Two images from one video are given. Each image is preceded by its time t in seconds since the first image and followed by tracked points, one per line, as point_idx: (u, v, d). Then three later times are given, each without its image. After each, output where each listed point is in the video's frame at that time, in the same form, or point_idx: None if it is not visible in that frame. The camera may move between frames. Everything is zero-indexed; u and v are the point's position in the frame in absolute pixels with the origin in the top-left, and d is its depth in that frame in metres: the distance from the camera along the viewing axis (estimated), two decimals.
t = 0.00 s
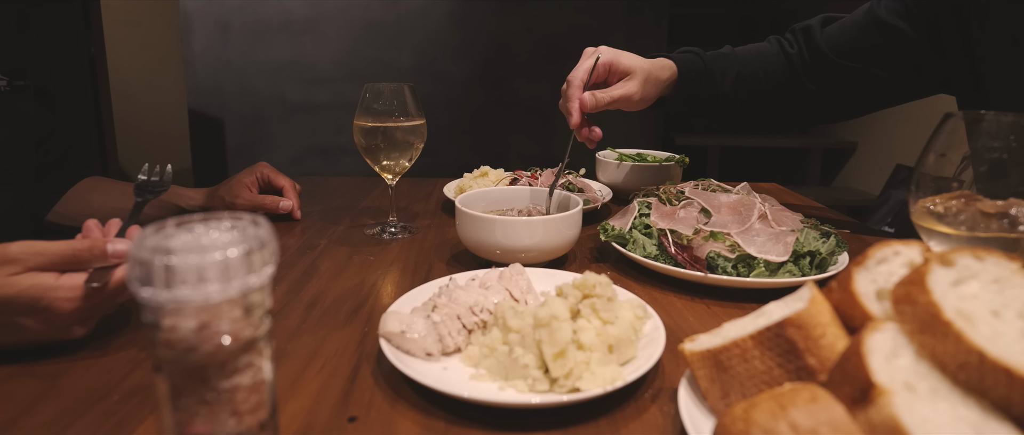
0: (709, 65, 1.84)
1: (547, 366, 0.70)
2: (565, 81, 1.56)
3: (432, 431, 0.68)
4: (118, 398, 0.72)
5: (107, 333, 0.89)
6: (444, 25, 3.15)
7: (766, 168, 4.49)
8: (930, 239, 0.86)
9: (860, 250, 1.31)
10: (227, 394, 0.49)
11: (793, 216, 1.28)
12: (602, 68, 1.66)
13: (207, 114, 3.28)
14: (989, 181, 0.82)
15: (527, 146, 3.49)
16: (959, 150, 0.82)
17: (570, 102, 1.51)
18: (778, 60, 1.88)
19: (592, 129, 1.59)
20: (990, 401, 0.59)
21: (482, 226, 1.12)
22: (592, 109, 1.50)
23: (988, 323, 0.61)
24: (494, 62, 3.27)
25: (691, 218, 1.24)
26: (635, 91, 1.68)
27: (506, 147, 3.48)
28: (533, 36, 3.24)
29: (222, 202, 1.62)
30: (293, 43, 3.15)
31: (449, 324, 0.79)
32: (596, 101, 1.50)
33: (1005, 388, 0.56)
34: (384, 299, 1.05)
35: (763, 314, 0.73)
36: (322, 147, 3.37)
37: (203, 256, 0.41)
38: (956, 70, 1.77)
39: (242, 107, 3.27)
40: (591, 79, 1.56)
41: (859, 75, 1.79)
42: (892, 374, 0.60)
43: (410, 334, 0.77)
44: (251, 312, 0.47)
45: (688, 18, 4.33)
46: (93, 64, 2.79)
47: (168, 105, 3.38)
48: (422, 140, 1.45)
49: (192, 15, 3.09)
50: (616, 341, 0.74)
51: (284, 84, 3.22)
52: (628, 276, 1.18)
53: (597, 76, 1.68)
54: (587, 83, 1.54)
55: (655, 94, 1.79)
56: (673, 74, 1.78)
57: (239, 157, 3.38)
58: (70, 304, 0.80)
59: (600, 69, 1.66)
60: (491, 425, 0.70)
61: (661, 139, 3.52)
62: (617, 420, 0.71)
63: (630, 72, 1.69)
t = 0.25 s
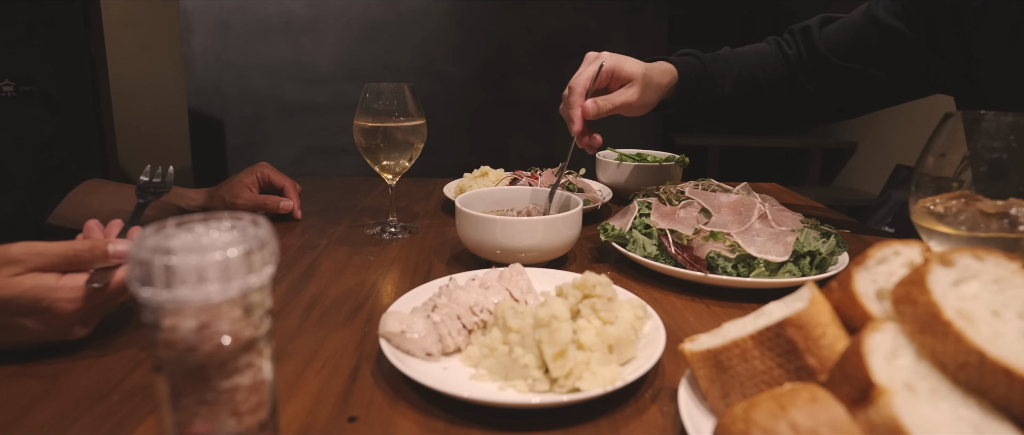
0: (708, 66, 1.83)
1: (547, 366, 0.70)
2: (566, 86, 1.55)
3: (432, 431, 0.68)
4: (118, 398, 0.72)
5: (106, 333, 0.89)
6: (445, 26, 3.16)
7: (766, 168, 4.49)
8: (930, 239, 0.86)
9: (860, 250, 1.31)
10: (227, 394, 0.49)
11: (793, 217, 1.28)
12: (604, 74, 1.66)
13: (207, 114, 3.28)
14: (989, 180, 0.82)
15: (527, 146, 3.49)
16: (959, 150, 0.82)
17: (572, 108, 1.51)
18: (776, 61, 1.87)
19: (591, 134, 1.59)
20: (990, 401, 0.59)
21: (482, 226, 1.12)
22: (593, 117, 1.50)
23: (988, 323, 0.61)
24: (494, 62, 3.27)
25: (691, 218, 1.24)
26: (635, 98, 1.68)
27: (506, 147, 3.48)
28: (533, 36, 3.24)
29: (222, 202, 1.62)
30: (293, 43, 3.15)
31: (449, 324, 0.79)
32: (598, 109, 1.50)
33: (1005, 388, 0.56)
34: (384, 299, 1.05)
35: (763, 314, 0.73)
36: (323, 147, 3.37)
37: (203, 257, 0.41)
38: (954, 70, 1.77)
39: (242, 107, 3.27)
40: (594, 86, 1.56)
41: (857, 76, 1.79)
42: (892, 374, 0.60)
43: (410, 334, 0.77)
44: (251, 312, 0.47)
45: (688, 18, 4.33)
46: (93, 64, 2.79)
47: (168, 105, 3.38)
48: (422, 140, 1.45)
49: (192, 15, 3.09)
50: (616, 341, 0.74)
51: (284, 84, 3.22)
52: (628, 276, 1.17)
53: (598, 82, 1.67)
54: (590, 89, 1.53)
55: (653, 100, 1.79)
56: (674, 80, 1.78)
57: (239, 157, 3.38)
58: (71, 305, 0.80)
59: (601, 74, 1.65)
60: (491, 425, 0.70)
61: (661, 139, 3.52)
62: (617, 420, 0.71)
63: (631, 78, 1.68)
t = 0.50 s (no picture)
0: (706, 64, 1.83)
1: (547, 366, 0.70)
2: (563, 72, 1.55)
3: (432, 432, 0.68)
4: (118, 398, 0.72)
5: (106, 333, 0.89)
6: (445, 26, 3.16)
7: (766, 168, 4.49)
8: (930, 239, 0.86)
9: (860, 250, 1.31)
10: (228, 394, 0.49)
11: (793, 216, 1.28)
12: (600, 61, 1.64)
13: (207, 114, 3.28)
14: (989, 180, 0.82)
15: (527, 146, 3.49)
16: (959, 150, 0.82)
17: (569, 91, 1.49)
18: (774, 60, 1.88)
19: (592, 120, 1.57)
20: (990, 402, 0.59)
21: (482, 225, 1.12)
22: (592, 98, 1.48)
23: (988, 323, 0.61)
24: (494, 63, 3.27)
25: (691, 218, 1.24)
26: (631, 84, 1.67)
27: (506, 147, 3.48)
28: (533, 37, 3.24)
29: (222, 202, 1.62)
30: (293, 43, 3.15)
31: (449, 324, 0.79)
32: (594, 92, 1.49)
33: (1005, 388, 0.56)
34: (384, 299, 1.05)
35: (763, 314, 0.73)
36: (323, 147, 3.37)
37: (203, 257, 0.41)
38: (952, 71, 1.76)
39: (242, 107, 3.27)
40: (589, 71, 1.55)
41: (854, 75, 1.79)
42: (892, 374, 0.60)
43: (410, 334, 0.77)
44: (251, 312, 0.47)
45: (688, 18, 4.33)
46: (94, 64, 2.79)
47: (168, 106, 3.38)
48: (422, 140, 1.45)
49: (192, 15, 3.09)
50: (616, 341, 0.74)
51: (284, 84, 3.22)
52: (628, 276, 1.18)
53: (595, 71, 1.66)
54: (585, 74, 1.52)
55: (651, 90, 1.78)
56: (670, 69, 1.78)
57: (239, 157, 3.38)
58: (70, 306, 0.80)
59: (598, 62, 1.64)
60: (491, 424, 0.70)
61: (661, 139, 3.52)
62: (617, 420, 0.71)
63: (628, 65, 1.68)
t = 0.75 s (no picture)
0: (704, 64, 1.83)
1: (547, 366, 0.70)
2: (564, 78, 1.55)
3: (432, 432, 0.68)
4: (118, 398, 0.72)
5: (106, 333, 0.89)
6: (445, 26, 3.16)
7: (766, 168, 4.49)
8: (930, 239, 0.86)
9: (860, 250, 1.32)
10: (227, 394, 0.49)
11: (792, 217, 1.28)
12: (601, 66, 1.64)
13: (207, 114, 3.28)
14: (989, 180, 0.82)
15: (527, 146, 3.49)
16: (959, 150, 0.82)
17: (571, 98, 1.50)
18: (772, 60, 1.88)
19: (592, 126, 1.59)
20: (990, 401, 0.59)
21: (482, 226, 1.12)
22: (595, 105, 1.49)
23: (988, 323, 0.61)
24: (494, 63, 3.27)
25: (691, 218, 1.24)
26: (631, 90, 1.67)
27: (506, 147, 3.48)
28: (534, 37, 3.24)
29: (222, 202, 1.62)
30: (293, 43, 3.15)
31: (449, 324, 0.79)
32: (595, 100, 1.50)
33: (1005, 388, 0.56)
34: (384, 299, 1.05)
35: (763, 314, 0.73)
36: (323, 147, 3.37)
37: (203, 256, 0.41)
38: (948, 69, 1.77)
39: (242, 107, 3.27)
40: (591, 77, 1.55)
41: (852, 75, 1.80)
42: (892, 374, 0.60)
43: (410, 334, 0.77)
44: (251, 312, 0.47)
45: (688, 18, 4.33)
46: (94, 64, 2.79)
47: (168, 106, 3.38)
48: (422, 140, 1.45)
49: (192, 15, 3.09)
50: (616, 341, 0.74)
51: (284, 84, 3.22)
52: (628, 276, 1.18)
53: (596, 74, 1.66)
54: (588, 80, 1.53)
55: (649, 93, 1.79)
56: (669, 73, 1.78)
57: (239, 157, 3.37)
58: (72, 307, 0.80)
59: (599, 66, 1.64)
60: (491, 425, 0.70)
61: (661, 139, 3.52)
62: (617, 420, 0.71)
63: (628, 69, 1.68)
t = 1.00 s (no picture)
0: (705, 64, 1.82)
1: (547, 366, 0.70)
2: (566, 81, 1.53)
3: (432, 432, 0.68)
4: (118, 398, 0.72)
5: (105, 333, 0.89)
6: (445, 26, 3.16)
7: (766, 168, 4.49)
8: (930, 239, 0.86)
9: (860, 250, 1.32)
10: (227, 394, 0.49)
11: (793, 217, 1.28)
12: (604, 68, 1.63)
13: (207, 114, 3.28)
14: (989, 181, 0.82)
15: (527, 146, 3.49)
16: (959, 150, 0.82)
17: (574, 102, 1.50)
18: (771, 60, 1.88)
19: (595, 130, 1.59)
20: (990, 401, 0.59)
21: (482, 226, 1.12)
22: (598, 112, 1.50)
23: (988, 323, 0.61)
24: (494, 63, 3.27)
25: (691, 218, 1.24)
26: (633, 93, 1.67)
27: (506, 147, 3.48)
28: (534, 37, 3.24)
29: (222, 202, 1.62)
30: (293, 43, 3.15)
31: (449, 324, 0.79)
32: (598, 105, 1.50)
33: (1005, 388, 0.56)
34: (384, 299, 1.05)
35: (763, 314, 0.73)
36: (323, 147, 3.37)
37: (203, 256, 0.41)
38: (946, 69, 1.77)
39: (242, 107, 3.27)
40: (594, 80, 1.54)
41: (851, 75, 1.80)
42: (892, 374, 0.60)
43: (410, 334, 0.77)
44: (251, 312, 0.47)
45: (689, 18, 4.34)
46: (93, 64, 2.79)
47: (168, 106, 3.37)
48: (422, 140, 1.45)
49: (192, 15, 3.09)
50: (616, 341, 0.74)
51: (284, 84, 3.22)
52: (628, 276, 1.18)
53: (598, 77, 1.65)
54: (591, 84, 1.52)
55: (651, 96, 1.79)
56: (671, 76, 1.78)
57: (239, 157, 3.38)
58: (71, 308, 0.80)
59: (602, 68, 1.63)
60: (491, 424, 0.70)
61: (661, 139, 3.52)
62: (617, 420, 0.71)
63: (631, 72, 1.67)
